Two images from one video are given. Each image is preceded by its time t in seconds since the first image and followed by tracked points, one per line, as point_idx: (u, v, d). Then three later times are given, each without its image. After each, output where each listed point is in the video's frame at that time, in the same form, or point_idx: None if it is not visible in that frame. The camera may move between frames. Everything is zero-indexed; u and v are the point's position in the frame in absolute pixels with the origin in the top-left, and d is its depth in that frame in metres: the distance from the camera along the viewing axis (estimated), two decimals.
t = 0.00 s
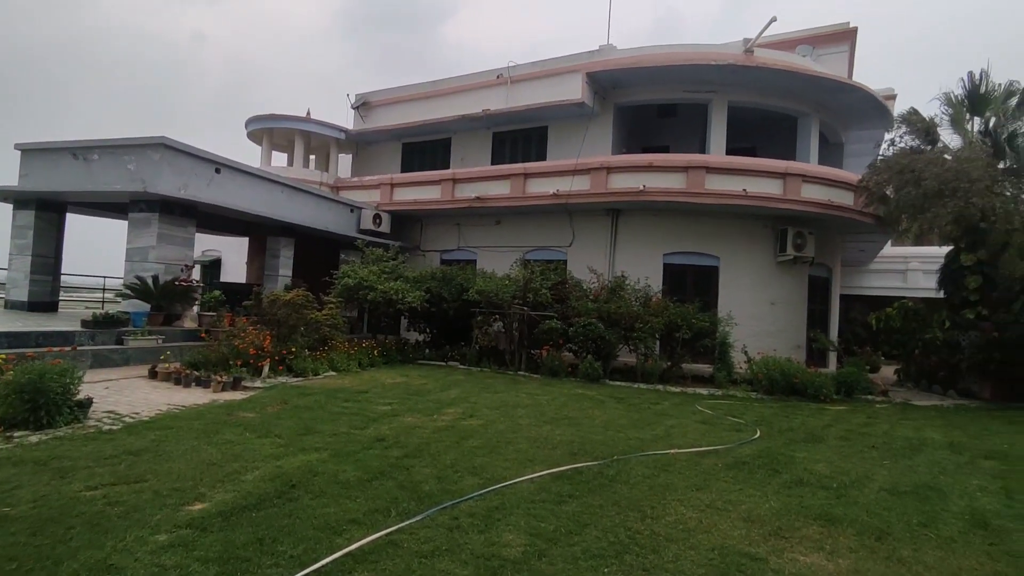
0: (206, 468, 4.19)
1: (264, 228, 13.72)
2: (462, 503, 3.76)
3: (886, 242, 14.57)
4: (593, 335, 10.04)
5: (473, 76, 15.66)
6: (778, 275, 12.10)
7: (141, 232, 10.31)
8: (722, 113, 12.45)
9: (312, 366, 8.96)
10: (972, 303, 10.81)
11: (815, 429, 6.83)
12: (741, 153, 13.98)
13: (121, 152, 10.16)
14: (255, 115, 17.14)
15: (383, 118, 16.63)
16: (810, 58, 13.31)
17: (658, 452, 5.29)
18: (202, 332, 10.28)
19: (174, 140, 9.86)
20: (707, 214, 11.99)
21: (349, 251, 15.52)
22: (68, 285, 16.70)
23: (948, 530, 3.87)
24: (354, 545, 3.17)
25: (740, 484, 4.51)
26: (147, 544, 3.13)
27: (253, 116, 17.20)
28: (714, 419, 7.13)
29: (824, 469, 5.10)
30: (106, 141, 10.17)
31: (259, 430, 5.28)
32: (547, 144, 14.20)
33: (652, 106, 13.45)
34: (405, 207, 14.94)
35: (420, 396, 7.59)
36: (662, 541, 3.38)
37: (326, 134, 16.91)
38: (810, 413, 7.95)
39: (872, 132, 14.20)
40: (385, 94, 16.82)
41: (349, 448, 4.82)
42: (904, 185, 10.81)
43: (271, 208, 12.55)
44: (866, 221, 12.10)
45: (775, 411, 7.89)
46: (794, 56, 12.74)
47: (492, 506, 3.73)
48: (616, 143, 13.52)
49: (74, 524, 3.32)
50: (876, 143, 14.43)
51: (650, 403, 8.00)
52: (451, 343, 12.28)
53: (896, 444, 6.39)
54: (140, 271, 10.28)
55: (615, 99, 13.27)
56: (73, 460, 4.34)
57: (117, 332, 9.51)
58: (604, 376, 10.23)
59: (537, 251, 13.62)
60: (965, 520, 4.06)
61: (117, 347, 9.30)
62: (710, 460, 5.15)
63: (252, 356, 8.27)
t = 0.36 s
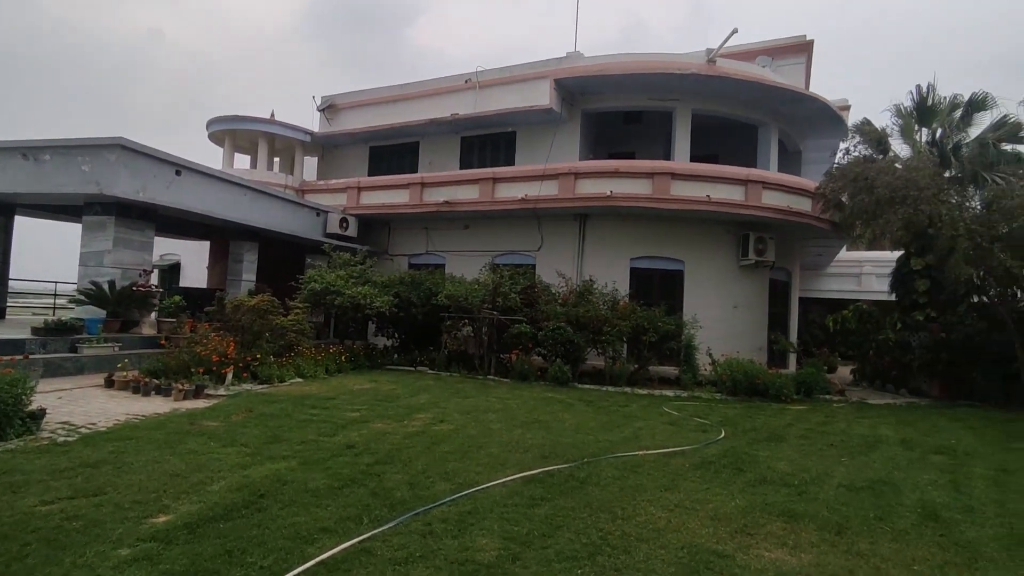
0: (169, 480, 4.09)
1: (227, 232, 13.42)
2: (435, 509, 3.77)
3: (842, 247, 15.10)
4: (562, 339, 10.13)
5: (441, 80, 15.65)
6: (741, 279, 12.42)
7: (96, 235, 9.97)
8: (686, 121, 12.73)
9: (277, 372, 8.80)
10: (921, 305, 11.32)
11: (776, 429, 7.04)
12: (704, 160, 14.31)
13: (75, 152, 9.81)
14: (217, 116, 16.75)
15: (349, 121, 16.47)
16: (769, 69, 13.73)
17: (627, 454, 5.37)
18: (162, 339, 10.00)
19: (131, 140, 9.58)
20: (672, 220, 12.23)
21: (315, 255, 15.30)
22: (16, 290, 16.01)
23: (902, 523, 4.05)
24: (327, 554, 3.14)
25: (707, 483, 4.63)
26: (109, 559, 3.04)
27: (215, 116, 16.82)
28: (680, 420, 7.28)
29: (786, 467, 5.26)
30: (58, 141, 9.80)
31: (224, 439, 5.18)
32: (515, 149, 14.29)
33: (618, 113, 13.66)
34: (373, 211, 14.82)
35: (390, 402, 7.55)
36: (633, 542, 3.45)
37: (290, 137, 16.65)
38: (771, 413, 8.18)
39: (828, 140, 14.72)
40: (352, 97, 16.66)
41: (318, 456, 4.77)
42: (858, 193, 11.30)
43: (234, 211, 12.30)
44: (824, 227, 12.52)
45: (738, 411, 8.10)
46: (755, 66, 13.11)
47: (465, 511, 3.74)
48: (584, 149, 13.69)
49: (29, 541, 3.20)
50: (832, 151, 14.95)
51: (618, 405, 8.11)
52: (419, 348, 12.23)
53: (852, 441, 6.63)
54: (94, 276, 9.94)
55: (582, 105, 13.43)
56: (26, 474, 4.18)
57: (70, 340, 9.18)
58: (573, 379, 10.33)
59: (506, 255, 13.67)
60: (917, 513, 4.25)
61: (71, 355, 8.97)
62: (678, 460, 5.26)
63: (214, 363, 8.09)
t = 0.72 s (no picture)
0: (139, 489, 3.97)
1: (199, 233, 13.14)
2: (415, 514, 3.72)
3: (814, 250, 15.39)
4: (540, 341, 10.13)
5: (418, 81, 15.56)
6: (716, 281, 12.58)
7: (60, 236, 9.66)
8: (663, 124, 12.85)
9: (251, 376, 8.62)
10: (889, 306, 11.61)
11: (753, 429, 7.12)
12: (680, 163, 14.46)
13: (38, 150, 9.50)
14: (188, 114, 16.40)
15: (325, 121, 16.27)
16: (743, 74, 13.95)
17: (607, 456, 5.38)
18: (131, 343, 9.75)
19: (98, 139, 9.33)
20: (649, 222, 12.33)
21: (290, 257, 15.08)
22: None
23: (876, 521, 4.11)
24: (305, 563, 3.08)
25: (686, 484, 4.65)
26: (75, 574, 2.93)
27: (186, 114, 16.46)
28: (658, 422, 7.33)
29: (763, 467, 5.32)
30: (21, 139, 9.48)
31: (196, 446, 5.05)
32: (494, 151, 14.27)
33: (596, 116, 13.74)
34: (349, 212, 14.66)
35: (367, 406, 7.46)
36: (614, 544, 3.45)
37: (265, 136, 16.38)
38: (747, 413, 8.29)
39: (800, 145, 15.01)
40: (328, 97, 16.46)
41: (294, 462, 4.68)
42: (828, 197, 11.51)
43: (206, 212, 12.06)
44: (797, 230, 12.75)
45: (714, 412, 8.20)
46: (730, 71, 13.30)
47: (446, 517, 3.70)
48: (562, 151, 13.74)
49: None
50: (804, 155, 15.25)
51: (597, 407, 8.14)
52: (397, 351, 12.13)
53: (826, 440, 6.75)
54: (59, 278, 9.64)
55: (560, 107, 13.47)
56: None
57: (33, 345, 8.94)
58: (552, 381, 10.34)
59: (484, 257, 13.64)
60: (889, 510, 4.32)
61: (33, 361, 8.68)
62: (657, 461, 5.29)
63: (185, 367, 7.91)
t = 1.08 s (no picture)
0: (104, 506, 3.77)
1: (170, 237, 12.79)
2: (397, 527, 3.59)
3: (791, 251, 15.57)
4: (522, 344, 10.04)
5: (397, 82, 15.39)
6: (696, 282, 12.63)
7: (22, 239, 9.28)
8: (642, 127, 12.89)
9: (224, 384, 8.36)
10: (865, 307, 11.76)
11: (735, 431, 7.11)
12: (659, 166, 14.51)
13: None
14: (159, 114, 16.00)
15: (301, 122, 15.99)
16: (721, 77, 14.06)
17: (592, 461, 5.30)
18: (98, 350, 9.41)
19: (62, 139, 9.04)
20: (630, 225, 12.33)
21: (265, 260, 14.77)
22: None
23: (863, 522, 4.08)
24: None
25: (673, 489, 4.60)
26: None
27: (157, 114, 16.05)
28: (641, 425, 7.27)
29: (748, 470, 5.29)
30: None
31: (166, 459, 4.84)
32: (473, 153, 14.16)
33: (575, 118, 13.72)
34: (326, 215, 14.42)
35: (346, 413, 7.28)
36: (603, 554, 3.36)
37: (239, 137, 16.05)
38: (728, 414, 8.28)
39: (777, 148, 15.18)
40: (304, 97, 16.20)
41: (269, 474, 4.50)
42: (804, 200, 11.57)
43: (177, 215, 11.76)
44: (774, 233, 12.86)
45: (696, 414, 8.19)
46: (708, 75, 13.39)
47: (429, 529, 3.58)
48: (542, 153, 13.69)
49: None
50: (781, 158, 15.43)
51: (580, 411, 8.07)
52: (376, 356, 11.94)
53: (808, 441, 6.76)
54: (21, 284, 9.27)
55: (540, 110, 13.43)
56: None
57: None
58: (534, 385, 10.25)
59: (464, 260, 13.52)
60: (875, 511, 4.31)
61: None
62: (642, 466, 5.22)
63: (155, 375, 7.65)
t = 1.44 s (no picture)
0: (75, 522, 3.57)
1: (151, 240, 12.51)
2: (387, 540, 3.44)
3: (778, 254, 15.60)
4: (511, 348, 9.91)
5: (383, 83, 15.23)
6: (685, 285, 12.58)
7: None
8: (631, 129, 12.85)
9: (206, 391, 8.14)
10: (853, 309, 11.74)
11: (728, 434, 7.03)
12: (647, 169, 14.47)
13: None
14: (139, 115, 15.69)
15: (286, 124, 15.77)
16: (708, 80, 14.08)
17: (585, 467, 5.18)
18: (74, 356, 9.13)
19: (37, 138, 8.87)
20: (619, 227, 12.26)
21: (249, 264, 14.50)
22: None
23: (863, 528, 3.99)
24: None
25: (670, 496, 4.48)
26: None
27: (138, 115, 15.74)
28: (634, 429, 7.17)
29: (744, 475, 5.20)
30: None
31: (143, 470, 4.65)
32: (461, 155, 14.04)
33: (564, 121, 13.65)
34: (312, 217, 14.20)
35: (332, 419, 7.10)
36: (602, 566, 3.24)
37: (222, 138, 15.78)
38: (719, 418, 8.21)
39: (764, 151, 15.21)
40: (290, 99, 15.98)
41: (252, 485, 4.32)
42: (793, 202, 11.60)
43: (158, 217, 11.53)
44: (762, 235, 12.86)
45: (687, 417, 8.11)
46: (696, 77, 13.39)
47: (420, 542, 3.43)
48: (530, 155, 13.60)
49: None
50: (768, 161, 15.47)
51: (571, 415, 7.95)
52: (363, 361, 11.74)
53: (801, 444, 6.68)
54: None
55: (528, 112, 13.34)
56: None
57: None
58: (523, 389, 10.13)
59: (452, 263, 13.38)
60: (874, 517, 4.23)
61: None
62: (637, 472, 5.11)
63: (134, 382, 7.42)
